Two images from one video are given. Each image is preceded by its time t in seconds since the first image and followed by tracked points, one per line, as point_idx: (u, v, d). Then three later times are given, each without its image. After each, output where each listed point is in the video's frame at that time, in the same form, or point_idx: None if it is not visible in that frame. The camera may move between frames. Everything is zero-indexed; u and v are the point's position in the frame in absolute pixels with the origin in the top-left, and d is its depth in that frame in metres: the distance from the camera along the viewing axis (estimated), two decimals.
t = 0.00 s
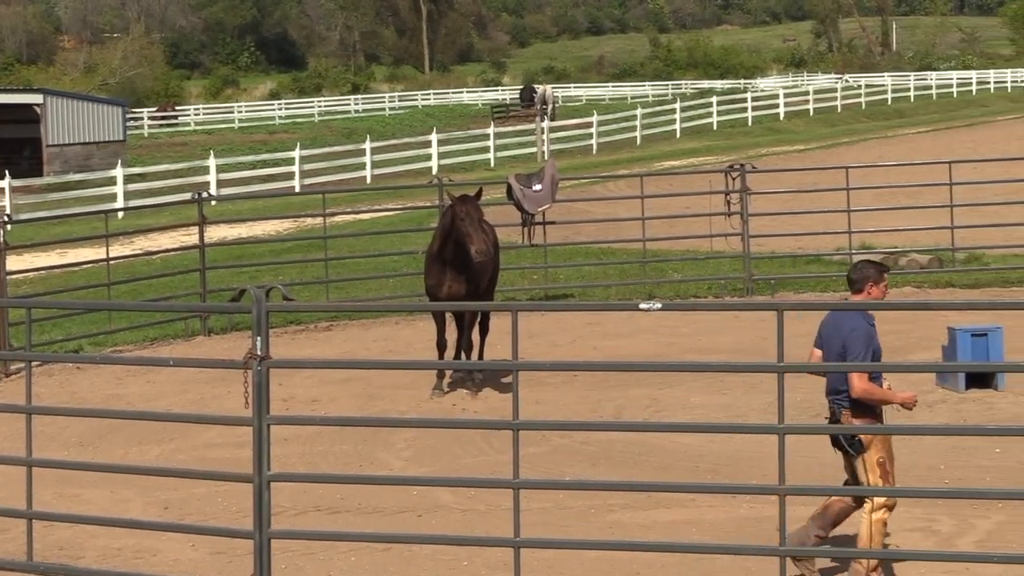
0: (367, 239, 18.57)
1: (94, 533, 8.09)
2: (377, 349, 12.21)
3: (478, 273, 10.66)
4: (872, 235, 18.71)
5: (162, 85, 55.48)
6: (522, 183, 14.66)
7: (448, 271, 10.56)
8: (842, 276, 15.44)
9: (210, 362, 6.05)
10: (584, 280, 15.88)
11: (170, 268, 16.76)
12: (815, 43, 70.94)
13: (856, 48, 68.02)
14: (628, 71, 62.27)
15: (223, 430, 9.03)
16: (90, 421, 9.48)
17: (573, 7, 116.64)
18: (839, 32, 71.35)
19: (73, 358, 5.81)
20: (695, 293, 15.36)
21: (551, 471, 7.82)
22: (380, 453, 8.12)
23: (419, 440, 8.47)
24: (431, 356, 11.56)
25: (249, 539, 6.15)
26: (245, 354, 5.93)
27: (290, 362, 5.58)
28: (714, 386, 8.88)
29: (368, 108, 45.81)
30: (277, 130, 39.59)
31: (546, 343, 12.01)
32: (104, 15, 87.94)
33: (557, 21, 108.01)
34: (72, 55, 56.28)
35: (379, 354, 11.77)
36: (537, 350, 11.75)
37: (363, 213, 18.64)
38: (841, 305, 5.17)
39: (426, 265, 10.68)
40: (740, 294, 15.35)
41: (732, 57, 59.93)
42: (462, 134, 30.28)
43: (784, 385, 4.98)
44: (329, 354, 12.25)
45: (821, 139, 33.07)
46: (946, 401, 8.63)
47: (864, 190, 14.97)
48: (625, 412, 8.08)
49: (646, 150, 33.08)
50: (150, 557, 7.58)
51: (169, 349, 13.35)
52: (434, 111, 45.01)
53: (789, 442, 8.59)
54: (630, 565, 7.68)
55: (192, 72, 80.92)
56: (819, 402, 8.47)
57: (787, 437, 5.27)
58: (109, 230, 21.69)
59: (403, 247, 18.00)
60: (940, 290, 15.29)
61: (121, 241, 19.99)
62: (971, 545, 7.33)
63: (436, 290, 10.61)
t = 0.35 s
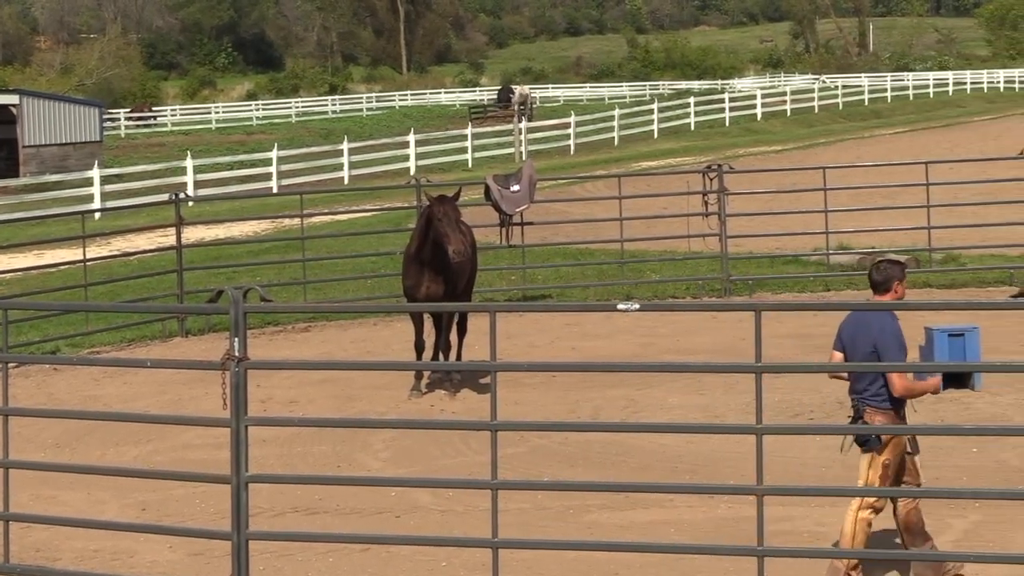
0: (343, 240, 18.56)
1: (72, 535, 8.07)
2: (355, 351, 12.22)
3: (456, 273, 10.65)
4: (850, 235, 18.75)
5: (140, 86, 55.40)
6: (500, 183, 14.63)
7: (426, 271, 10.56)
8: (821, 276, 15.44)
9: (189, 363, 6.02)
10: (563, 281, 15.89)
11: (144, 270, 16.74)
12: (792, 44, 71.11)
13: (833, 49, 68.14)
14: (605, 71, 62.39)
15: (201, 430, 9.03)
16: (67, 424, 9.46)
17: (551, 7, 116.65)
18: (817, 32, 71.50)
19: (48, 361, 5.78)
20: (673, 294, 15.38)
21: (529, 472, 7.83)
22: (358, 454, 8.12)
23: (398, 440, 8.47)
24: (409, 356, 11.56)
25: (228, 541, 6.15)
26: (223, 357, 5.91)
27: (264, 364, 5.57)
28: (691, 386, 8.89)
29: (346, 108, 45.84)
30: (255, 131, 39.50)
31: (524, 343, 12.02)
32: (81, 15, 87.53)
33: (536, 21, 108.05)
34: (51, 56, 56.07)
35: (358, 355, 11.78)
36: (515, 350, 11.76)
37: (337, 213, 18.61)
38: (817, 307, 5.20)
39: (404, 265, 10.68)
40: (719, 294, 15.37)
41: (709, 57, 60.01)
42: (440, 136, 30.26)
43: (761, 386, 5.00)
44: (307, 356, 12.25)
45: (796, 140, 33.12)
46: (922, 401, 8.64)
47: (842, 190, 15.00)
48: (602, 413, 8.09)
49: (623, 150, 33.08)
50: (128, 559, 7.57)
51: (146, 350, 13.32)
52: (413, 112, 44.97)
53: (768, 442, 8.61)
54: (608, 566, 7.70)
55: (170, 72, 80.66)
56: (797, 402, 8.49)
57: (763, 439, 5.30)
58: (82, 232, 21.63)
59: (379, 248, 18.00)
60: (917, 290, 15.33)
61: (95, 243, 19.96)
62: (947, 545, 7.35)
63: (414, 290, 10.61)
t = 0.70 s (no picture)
0: (322, 241, 18.55)
1: (52, 537, 8.06)
2: (336, 352, 12.22)
3: (437, 273, 10.65)
4: (831, 236, 18.78)
5: (120, 87, 55.33)
6: (481, 184, 14.63)
7: (406, 272, 10.56)
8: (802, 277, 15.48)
9: (169, 363, 6.02)
10: (544, 282, 15.89)
11: (124, 271, 16.71)
12: (773, 45, 71.19)
13: (814, 50, 68.25)
14: (586, 72, 62.47)
15: (182, 432, 9.00)
16: (48, 425, 9.44)
17: (532, 8, 116.68)
18: (798, 33, 71.73)
19: (27, 361, 5.77)
20: (654, 295, 15.39)
21: (511, 473, 7.83)
22: (340, 455, 8.11)
23: (382, 441, 8.47)
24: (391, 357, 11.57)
25: (209, 542, 6.16)
26: (204, 357, 5.92)
27: (242, 365, 5.57)
28: (673, 386, 8.89)
29: (329, 110, 45.83)
30: (236, 132, 39.44)
31: (505, 344, 12.03)
32: (60, 17, 87.14)
33: (516, 22, 108.00)
34: (32, 56, 55.81)
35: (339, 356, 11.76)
36: (497, 351, 11.77)
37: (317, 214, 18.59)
38: (797, 306, 5.22)
39: (385, 266, 10.68)
40: (700, 295, 15.39)
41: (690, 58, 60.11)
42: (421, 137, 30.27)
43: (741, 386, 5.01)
44: (288, 357, 12.25)
45: (776, 141, 33.19)
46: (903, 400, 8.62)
47: (823, 190, 15.03)
48: (584, 413, 8.09)
49: (604, 151, 33.09)
50: (108, 561, 7.55)
51: (127, 352, 13.30)
52: (395, 113, 44.96)
53: (749, 443, 8.63)
54: (590, 567, 7.69)
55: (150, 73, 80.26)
56: (778, 402, 8.50)
57: (744, 438, 5.32)
58: (63, 233, 21.58)
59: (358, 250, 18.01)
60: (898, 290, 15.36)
61: (78, 244, 19.96)
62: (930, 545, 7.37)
63: (395, 291, 10.61)
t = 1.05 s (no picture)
0: (305, 241, 18.55)
1: (34, 539, 8.04)
2: (319, 352, 12.21)
3: (419, 274, 10.66)
4: (814, 236, 18.81)
5: (102, 87, 55.65)
6: (463, 185, 14.64)
7: (389, 273, 10.55)
8: (784, 278, 15.50)
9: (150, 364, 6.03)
10: (527, 283, 15.89)
11: (104, 272, 16.71)
12: (755, 46, 71.28)
13: (795, 50, 68.41)
14: (568, 73, 62.54)
15: (165, 434, 8.98)
16: (30, 426, 9.41)
17: (514, 8, 116.67)
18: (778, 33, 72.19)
19: (8, 362, 5.75)
20: (637, 295, 15.41)
21: (494, 474, 7.83)
22: (323, 456, 8.10)
23: (364, 442, 8.47)
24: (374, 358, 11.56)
25: (191, 543, 6.18)
26: (186, 358, 5.93)
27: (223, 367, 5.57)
28: (656, 386, 8.90)
29: (311, 111, 45.89)
30: (219, 133, 39.39)
31: (488, 345, 12.04)
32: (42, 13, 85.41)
33: (499, 22, 108.06)
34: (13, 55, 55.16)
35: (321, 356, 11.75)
36: (480, 352, 11.77)
37: (299, 214, 18.59)
38: (779, 307, 5.24)
39: (367, 267, 10.67)
40: (683, 295, 15.40)
41: (672, 59, 60.18)
42: (403, 138, 30.25)
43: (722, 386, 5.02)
44: (271, 358, 12.24)
45: (760, 141, 33.19)
46: (886, 400, 8.63)
47: (805, 190, 15.06)
48: (567, 414, 8.10)
49: (587, 152, 33.10)
50: (90, 562, 7.54)
51: (109, 353, 13.28)
52: (378, 113, 44.96)
53: (732, 443, 8.63)
54: (573, 567, 7.70)
55: (132, 73, 80.64)
56: (761, 402, 8.52)
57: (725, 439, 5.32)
58: (43, 234, 21.53)
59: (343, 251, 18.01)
60: (879, 290, 15.35)
61: (60, 244, 19.94)
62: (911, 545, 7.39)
63: (377, 292, 10.60)
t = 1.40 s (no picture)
0: (284, 243, 18.54)
1: (14, 540, 8.02)
2: (298, 353, 12.20)
3: (399, 275, 10.68)
4: (794, 236, 18.86)
5: (81, 88, 55.66)
6: (443, 185, 14.66)
7: (368, 273, 10.56)
8: (764, 278, 15.52)
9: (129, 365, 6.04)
10: (507, 284, 15.89)
11: (81, 273, 16.71)
12: (735, 47, 71.41)
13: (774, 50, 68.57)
14: (547, 74, 62.60)
15: (147, 435, 8.98)
16: (9, 428, 9.39)
17: (496, 8, 116.71)
18: (758, 35, 72.37)
19: None
20: (617, 296, 15.43)
21: (474, 474, 7.84)
22: (303, 456, 8.11)
23: (345, 443, 8.48)
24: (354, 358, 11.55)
25: (171, 545, 6.18)
26: (166, 358, 5.96)
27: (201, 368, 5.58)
28: (636, 387, 8.91)
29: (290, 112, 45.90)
30: (197, 134, 39.34)
31: (468, 346, 12.04)
32: (20, 16, 85.15)
33: (478, 23, 108.12)
34: None
35: (301, 357, 11.75)
36: (460, 352, 11.78)
37: (277, 214, 18.58)
38: (761, 308, 5.29)
39: (346, 268, 10.67)
40: (662, 296, 15.42)
41: (652, 60, 60.29)
42: (382, 139, 30.24)
43: (703, 388, 5.08)
44: (250, 358, 12.24)
45: (739, 141, 33.24)
46: (865, 400, 8.63)
47: (784, 191, 15.08)
48: (547, 414, 8.13)
49: (567, 152, 33.13)
50: (69, 564, 7.52)
51: (88, 354, 13.28)
52: (358, 114, 44.95)
53: (712, 443, 8.65)
54: (552, 568, 7.69)
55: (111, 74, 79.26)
56: (740, 402, 8.54)
57: (706, 439, 5.38)
58: (17, 234, 21.47)
59: (323, 251, 18.01)
60: (859, 290, 15.40)
61: (38, 245, 19.93)
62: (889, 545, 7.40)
63: (356, 292, 10.61)
